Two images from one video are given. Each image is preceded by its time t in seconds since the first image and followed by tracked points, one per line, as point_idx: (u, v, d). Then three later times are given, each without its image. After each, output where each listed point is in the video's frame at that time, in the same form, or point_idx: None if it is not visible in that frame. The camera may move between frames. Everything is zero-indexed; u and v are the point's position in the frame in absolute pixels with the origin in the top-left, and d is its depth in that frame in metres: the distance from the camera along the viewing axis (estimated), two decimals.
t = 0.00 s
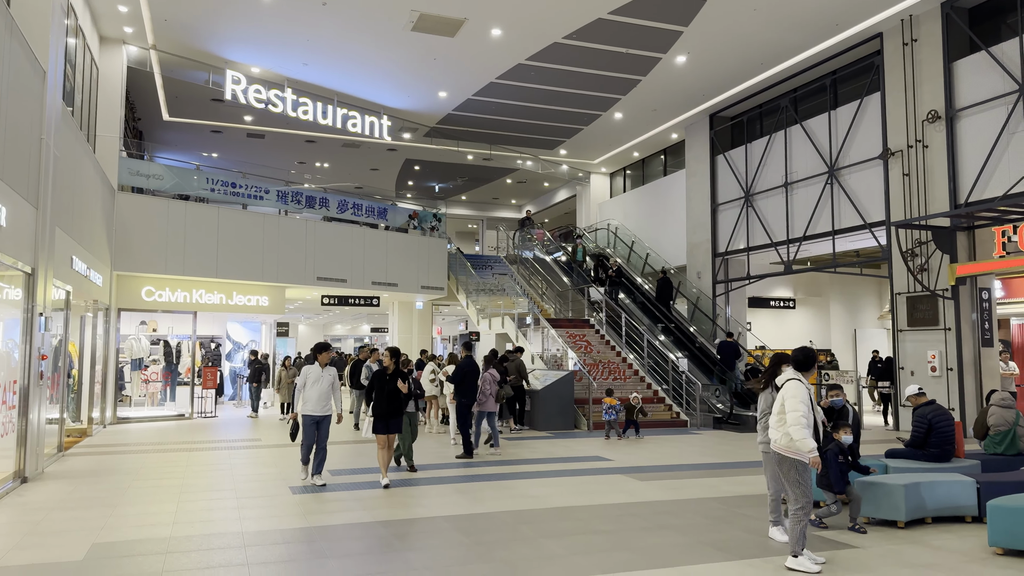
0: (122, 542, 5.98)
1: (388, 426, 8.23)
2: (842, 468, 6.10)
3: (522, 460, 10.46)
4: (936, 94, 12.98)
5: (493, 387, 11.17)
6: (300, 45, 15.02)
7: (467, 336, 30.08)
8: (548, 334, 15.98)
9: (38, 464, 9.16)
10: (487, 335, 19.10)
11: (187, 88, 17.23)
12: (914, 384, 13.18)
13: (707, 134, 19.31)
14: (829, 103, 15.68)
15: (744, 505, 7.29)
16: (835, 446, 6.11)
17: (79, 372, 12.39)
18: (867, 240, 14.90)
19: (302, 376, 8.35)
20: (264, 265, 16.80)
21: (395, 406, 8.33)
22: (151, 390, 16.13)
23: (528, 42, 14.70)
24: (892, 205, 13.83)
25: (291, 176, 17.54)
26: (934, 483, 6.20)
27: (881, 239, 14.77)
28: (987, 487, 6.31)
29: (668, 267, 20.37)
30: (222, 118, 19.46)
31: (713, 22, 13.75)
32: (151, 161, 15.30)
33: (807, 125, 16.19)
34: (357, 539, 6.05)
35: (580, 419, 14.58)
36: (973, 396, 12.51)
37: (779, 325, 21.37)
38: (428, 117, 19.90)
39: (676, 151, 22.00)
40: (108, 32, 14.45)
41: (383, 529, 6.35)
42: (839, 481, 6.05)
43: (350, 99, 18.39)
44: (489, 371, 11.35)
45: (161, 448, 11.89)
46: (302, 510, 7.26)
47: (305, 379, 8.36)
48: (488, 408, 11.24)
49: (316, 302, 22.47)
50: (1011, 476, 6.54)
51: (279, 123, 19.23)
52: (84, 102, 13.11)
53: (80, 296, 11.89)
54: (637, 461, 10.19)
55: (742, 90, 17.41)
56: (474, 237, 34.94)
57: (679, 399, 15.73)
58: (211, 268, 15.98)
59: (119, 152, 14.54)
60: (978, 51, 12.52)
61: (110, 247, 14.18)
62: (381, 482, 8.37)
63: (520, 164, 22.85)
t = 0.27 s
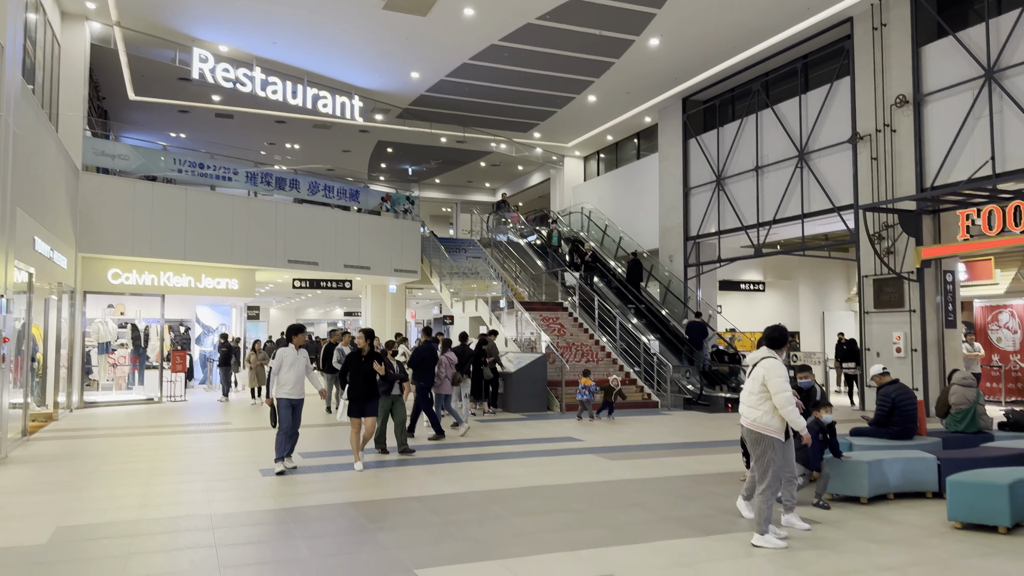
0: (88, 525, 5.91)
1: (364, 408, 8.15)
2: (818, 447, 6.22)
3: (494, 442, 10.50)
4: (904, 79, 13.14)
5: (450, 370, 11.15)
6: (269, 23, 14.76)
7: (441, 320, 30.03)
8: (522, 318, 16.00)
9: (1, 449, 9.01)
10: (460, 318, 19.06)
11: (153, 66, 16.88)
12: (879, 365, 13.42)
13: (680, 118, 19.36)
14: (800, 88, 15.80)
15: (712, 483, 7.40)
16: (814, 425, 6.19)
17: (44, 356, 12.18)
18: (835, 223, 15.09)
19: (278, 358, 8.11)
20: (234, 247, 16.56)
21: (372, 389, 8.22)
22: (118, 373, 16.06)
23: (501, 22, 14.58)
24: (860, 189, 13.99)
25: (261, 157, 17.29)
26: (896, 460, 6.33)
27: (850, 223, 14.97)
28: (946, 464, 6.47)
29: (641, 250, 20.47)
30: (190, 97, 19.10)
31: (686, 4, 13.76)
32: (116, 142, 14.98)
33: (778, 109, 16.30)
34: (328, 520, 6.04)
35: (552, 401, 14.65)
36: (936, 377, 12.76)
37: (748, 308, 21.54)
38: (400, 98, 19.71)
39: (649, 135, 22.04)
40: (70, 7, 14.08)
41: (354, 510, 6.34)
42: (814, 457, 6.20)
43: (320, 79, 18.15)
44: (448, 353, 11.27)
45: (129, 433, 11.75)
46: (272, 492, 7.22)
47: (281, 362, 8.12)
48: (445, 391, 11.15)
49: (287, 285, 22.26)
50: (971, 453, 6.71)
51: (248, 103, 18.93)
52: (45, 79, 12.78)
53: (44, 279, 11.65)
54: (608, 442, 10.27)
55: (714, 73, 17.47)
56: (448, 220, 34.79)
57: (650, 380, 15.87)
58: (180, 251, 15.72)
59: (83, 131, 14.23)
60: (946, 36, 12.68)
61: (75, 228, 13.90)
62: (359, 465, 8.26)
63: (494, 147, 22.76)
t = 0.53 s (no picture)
0: (35, 504, 5.78)
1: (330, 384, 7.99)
2: (779, 415, 6.19)
3: (454, 417, 10.51)
4: (859, 58, 13.33)
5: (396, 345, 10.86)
6: None
7: (402, 296, 29.87)
8: (483, 295, 15.98)
9: None
10: (421, 295, 18.96)
11: (100, 34, 16.30)
12: (831, 339, 13.74)
13: (641, 95, 19.40)
14: (758, 66, 15.92)
15: (668, 455, 7.51)
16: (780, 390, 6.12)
17: None
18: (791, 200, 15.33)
19: (232, 335, 7.89)
20: (188, 222, 16.20)
21: (334, 366, 8.04)
22: (68, 350, 15.85)
23: None
24: (816, 167, 14.21)
25: (215, 130, 16.88)
26: (845, 431, 6.48)
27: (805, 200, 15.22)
28: (892, 433, 6.66)
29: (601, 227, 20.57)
30: (140, 67, 18.53)
31: None
32: (62, 113, 14.49)
33: (736, 87, 16.42)
34: (285, 496, 5.99)
35: (513, 377, 14.72)
36: (885, 350, 13.12)
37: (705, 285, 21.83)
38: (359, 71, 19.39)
39: (610, 112, 22.05)
40: None
41: (312, 486, 6.30)
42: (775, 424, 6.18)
43: (276, 49, 17.73)
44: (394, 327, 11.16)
45: (80, 411, 11.50)
46: (227, 469, 7.14)
47: (236, 339, 7.90)
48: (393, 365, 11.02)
49: (244, 261, 21.90)
50: (916, 423, 6.91)
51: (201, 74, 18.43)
52: None
53: None
54: (567, 416, 10.35)
55: (674, 50, 17.51)
56: (408, 196, 34.48)
57: (609, 355, 16.00)
58: (131, 226, 15.31)
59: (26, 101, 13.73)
60: (899, 16, 12.86)
61: (19, 202, 13.46)
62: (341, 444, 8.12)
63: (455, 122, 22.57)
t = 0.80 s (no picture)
0: None
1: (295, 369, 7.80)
2: (734, 396, 6.28)
3: (413, 401, 10.48)
4: (814, 45, 13.53)
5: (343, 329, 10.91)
6: None
7: (361, 280, 29.60)
8: (444, 278, 15.91)
9: None
10: (381, 279, 18.80)
11: (44, 8, 15.72)
12: (785, 322, 14.02)
13: (601, 79, 19.42)
14: (716, 51, 16.04)
15: (624, 436, 7.60)
16: (738, 374, 6.18)
17: None
18: (747, 184, 15.54)
19: (192, 320, 7.68)
20: (139, 204, 15.79)
21: (302, 349, 7.85)
22: (15, 336, 15.30)
23: None
24: (771, 152, 14.42)
25: (166, 109, 16.43)
26: (795, 412, 6.63)
27: (761, 185, 15.43)
28: (840, 414, 6.84)
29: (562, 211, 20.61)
30: (87, 43, 17.93)
31: None
32: (6, 90, 13.79)
33: (695, 72, 16.52)
34: (239, 481, 5.91)
35: (473, 360, 14.73)
36: (837, 332, 13.43)
37: (664, 268, 21.93)
38: (316, 50, 19.03)
39: (571, 96, 22.03)
40: None
41: (267, 472, 6.23)
42: (728, 404, 6.30)
43: (229, 27, 17.31)
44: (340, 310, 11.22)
45: (27, 397, 11.20)
46: (180, 455, 7.02)
47: (196, 324, 7.70)
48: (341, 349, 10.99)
49: (199, 244, 21.45)
50: (864, 403, 7.10)
51: (151, 51, 17.91)
52: None
53: None
54: (526, 399, 10.40)
55: (634, 34, 17.54)
56: (368, 179, 34.10)
57: (569, 339, 16.10)
58: (80, 208, 14.84)
59: None
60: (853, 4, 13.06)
61: None
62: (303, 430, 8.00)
63: (414, 103, 22.35)
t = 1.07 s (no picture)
0: None
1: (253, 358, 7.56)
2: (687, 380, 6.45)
3: (372, 388, 10.42)
4: (770, 34, 13.70)
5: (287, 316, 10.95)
6: None
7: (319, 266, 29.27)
8: (404, 265, 15.80)
9: None
10: (339, 265, 18.60)
11: None
12: (740, 308, 14.27)
13: (561, 65, 19.40)
14: (674, 39, 16.13)
15: (582, 421, 7.66)
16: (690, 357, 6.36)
17: None
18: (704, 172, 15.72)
19: (158, 310, 7.27)
20: (88, 188, 15.30)
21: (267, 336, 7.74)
22: None
23: None
24: (728, 140, 14.59)
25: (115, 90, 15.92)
26: (747, 396, 6.75)
27: (717, 172, 15.63)
28: (791, 397, 7.00)
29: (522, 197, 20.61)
30: (30, 20, 17.26)
31: None
32: None
33: (653, 60, 16.60)
34: (192, 471, 5.81)
35: (433, 347, 14.69)
36: (790, 318, 13.72)
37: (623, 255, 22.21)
38: (271, 32, 18.62)
39: (531, 81, 21.96)
40: None
41: (222, 461, 6.14)
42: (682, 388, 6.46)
43: (180, 6, 16.84)
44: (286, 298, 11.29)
45: None
46: (131, 446, 6.87)
47: (161, 314, 7.30)
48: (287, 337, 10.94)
49: (151, 230, 20.94)
50: (814, 386, 7.28)
51: (98, 29, 17.33)
52: None
53: None
54: (485, 385, 10.42)
55: (594, 21, 17.54)
56: (325, 163, 33.65)
57: (529, 325, 16.15)
58: (25, 190, 14.21)
59: None
60: None
61: None
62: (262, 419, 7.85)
63: (373, 87, 22.07)
